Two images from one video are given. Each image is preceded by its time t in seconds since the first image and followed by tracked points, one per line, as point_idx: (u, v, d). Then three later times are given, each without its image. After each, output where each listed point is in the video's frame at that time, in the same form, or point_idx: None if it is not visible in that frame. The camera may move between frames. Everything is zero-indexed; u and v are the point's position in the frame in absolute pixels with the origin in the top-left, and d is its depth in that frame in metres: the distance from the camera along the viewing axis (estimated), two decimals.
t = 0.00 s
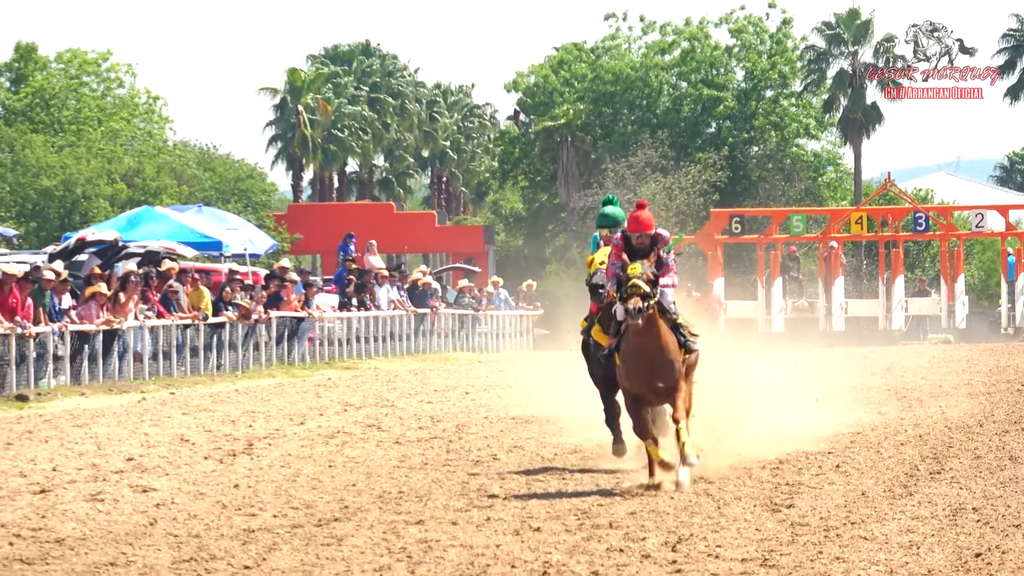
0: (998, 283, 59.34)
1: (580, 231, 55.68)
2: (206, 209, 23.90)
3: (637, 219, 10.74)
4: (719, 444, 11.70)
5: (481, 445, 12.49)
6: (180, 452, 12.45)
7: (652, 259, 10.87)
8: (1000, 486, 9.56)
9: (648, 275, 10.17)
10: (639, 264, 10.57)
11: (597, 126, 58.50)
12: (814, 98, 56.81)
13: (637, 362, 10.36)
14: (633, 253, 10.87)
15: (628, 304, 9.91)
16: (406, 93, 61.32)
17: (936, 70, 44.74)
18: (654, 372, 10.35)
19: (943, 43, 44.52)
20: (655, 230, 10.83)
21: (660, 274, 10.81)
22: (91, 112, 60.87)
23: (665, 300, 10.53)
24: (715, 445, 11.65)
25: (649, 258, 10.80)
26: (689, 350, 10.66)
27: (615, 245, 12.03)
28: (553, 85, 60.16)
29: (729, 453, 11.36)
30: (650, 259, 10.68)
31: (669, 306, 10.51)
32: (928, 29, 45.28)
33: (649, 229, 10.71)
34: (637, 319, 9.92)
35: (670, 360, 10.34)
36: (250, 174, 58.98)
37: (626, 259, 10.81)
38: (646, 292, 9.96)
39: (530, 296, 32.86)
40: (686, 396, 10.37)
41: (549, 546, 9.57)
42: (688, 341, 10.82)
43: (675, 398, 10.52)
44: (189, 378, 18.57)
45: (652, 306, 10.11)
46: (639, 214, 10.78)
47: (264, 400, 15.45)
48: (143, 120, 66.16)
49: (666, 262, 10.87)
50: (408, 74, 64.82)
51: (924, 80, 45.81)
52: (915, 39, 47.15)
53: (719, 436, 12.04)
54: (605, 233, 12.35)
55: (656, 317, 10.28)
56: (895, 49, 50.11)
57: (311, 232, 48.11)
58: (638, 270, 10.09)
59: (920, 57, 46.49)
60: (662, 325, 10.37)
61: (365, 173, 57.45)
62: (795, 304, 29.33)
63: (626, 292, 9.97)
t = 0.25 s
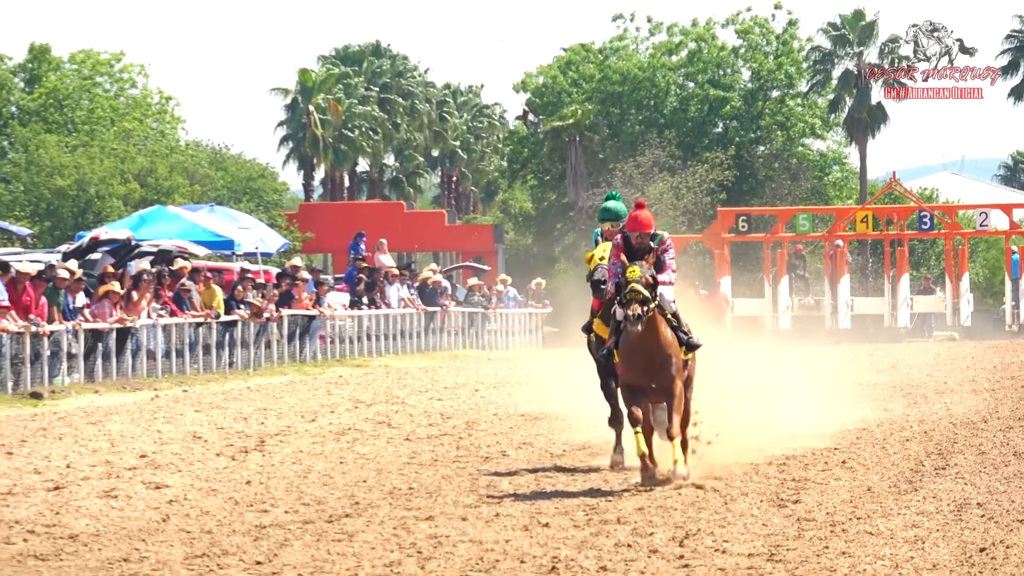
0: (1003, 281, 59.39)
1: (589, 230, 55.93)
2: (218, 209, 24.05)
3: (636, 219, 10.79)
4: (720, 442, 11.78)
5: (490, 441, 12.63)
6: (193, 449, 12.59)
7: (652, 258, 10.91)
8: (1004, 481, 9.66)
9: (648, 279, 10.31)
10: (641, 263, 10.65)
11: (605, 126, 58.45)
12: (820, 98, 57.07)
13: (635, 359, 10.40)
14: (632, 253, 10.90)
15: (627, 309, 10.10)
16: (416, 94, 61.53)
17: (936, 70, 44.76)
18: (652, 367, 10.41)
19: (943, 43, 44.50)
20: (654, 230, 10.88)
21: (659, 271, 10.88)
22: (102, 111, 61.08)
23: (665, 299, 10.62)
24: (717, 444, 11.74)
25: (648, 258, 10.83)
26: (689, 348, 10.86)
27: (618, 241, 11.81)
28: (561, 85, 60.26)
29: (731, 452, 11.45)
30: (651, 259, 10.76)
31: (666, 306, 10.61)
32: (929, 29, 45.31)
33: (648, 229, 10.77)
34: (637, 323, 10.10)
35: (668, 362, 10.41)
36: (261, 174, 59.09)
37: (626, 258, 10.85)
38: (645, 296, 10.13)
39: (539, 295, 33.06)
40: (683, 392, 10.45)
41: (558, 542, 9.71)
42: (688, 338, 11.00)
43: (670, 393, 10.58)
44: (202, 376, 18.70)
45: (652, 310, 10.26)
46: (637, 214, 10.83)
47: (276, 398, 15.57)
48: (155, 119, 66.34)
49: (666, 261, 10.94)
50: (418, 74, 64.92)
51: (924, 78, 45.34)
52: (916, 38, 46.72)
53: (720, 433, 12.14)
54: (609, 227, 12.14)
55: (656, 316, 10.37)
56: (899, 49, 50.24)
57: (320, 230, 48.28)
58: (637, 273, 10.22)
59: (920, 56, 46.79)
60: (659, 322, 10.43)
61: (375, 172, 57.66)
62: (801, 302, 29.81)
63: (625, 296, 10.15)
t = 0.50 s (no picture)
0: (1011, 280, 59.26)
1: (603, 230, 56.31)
2: (234, 208, 24.22)
3: (639, 220, 10.86)
4: (723, 440, 11.85)
5: (503, 439, 12.74)
6: (208, 446, 12.71)
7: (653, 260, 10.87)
8: (1011, 479, 9.72)
9: (652, 279, 10.32)
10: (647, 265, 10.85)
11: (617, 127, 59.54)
12: (830, 98, 58.02)
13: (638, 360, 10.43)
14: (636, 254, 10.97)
15: (632, 307, 10.06)
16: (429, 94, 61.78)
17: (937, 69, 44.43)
18: (652, 370, 10.42)
19: (943, 43, 44.19)
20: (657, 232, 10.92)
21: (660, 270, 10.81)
22: (120, 111, 61.48)
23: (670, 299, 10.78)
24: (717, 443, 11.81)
25: (651, 258, 10.87)
26: (694, 350, 10.79)
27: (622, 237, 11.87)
28: (573, 87, 60.53)
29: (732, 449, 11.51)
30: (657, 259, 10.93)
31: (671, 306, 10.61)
32: (929, 29, 45.00)
33: (650, 230, 10.85)
34: (640, 322, 10.10)
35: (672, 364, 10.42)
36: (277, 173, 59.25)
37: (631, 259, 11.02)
38: (650, 294, 10.13)
39: (552, 293, 33.20)
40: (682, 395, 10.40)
41: (569, 539, 9.80)
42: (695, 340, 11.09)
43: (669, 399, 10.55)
44: (218, 374, 18.84)
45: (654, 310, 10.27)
46: (642, 214, 10.92)
47: (291, 395, 15.68)
48: (172, 120, 66.70)
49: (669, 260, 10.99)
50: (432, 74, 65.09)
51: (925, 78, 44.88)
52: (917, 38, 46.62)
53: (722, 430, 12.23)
54: (615, 225, 12.17)
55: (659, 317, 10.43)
56: (907, 49, 50.57)
57: (336, 229, 48.41)
58: (642, 273, 10.26)
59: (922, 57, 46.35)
60: (664, 326, 10.46)
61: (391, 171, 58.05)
62: (812, 301, 29.88)
63: (629, 295, 10.13)
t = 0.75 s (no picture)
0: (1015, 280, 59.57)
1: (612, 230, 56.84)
2: (246, 208, 24.39)
3: (639, 220, 10.78)
4: (721, 438, 11.95)
5: (511, 437, 12.87)
6: (219, 444, 12.83)
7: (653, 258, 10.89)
8: (1014, 476, 9.82)
9: (649, 270, 9.94)
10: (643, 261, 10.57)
11: (625, 127, 60.15)
12: (837, 99, 58.34)
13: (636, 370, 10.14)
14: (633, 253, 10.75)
15: (630, 299, 9.67)
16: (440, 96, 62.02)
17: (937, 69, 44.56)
18: (652, 381, 10.15)
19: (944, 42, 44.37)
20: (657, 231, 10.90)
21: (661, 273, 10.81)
22: (132, 113, 61.95)
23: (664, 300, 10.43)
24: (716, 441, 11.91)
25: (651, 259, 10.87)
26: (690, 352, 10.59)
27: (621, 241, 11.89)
28: (581, 87, 61.49)
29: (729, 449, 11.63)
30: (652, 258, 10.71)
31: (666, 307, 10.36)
32: (930, 29, 45.22)
33: (651, 230, 10.77)
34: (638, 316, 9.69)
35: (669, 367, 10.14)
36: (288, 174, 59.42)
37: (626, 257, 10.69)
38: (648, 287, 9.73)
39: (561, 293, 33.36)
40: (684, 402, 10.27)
41: (576, 535, 9.90)
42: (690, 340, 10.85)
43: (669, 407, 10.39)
44: (230, 373, 19.03)
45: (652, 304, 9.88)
46: (641, 215, 10.83)
47: (301, 394, 15.80)
48: (185, 122, 67.09)
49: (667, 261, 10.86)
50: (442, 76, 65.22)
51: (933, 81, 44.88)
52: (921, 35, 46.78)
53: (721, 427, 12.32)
54: (617, 228, 12.19)
55: (655, 316, 10.03)
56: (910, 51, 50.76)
57: (347, 229, 48.48)
58: (638, 266, 9.82)
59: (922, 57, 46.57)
60: (660, 331, 10.15)
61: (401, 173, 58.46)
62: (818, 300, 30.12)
63: (627, 287, 9.69)
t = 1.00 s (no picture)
0: None
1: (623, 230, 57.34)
2: (259, 208, 24.53)
3: (640, 219, 10.73)
4: (724, 436, 12.07)
5: (523, 435, 13.02)
6: (234, 442, 12.96)
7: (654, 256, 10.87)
8: (1022, 474, 9.94)
9: (650, 265, 9.98)
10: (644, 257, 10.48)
11: (635, 129, 60.36)
12: (845, 100, 58.63)
13: (638, 368, 10.22)
14: (635, 251, 10.84)
15: (632, 292, 9.72)
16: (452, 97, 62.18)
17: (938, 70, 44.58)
18: (652, 380, 10.23)
19: (944, 43, 44.45)
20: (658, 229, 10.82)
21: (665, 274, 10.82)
22: (147, 114, 62.21)
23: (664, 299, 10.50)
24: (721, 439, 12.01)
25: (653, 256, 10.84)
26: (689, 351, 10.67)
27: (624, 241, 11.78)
28: (592, 89, 61.60)
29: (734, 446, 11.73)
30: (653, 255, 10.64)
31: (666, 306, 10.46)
32: (929, 29, 45.40)
33: (652, 228, 10.71)
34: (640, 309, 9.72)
35: (670, 364, 10.23)
36: (300, 174, 59.51)
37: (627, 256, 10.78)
38: (649, 281, 9.76)
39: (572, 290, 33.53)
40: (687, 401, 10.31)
41: (587, 532, 10.02)
42: (687, 339, 10.77)
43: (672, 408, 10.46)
44: (244, 371, 19.26)
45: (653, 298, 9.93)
46: (642, 213, 10.77)
47: (315, 392, 15.93)
48: (199, 122, 67.30)
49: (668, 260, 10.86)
50: (454, 77, 65.24)
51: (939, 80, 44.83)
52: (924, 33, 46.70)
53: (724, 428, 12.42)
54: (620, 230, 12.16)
55: (655, 311, 10.12)
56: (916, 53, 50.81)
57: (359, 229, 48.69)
58: (640, 261, 9.90)
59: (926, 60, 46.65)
60: (661, 328, 10.25)
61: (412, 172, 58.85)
62: (826, 299, 31.46)
63: (627, 280, 9.75)
